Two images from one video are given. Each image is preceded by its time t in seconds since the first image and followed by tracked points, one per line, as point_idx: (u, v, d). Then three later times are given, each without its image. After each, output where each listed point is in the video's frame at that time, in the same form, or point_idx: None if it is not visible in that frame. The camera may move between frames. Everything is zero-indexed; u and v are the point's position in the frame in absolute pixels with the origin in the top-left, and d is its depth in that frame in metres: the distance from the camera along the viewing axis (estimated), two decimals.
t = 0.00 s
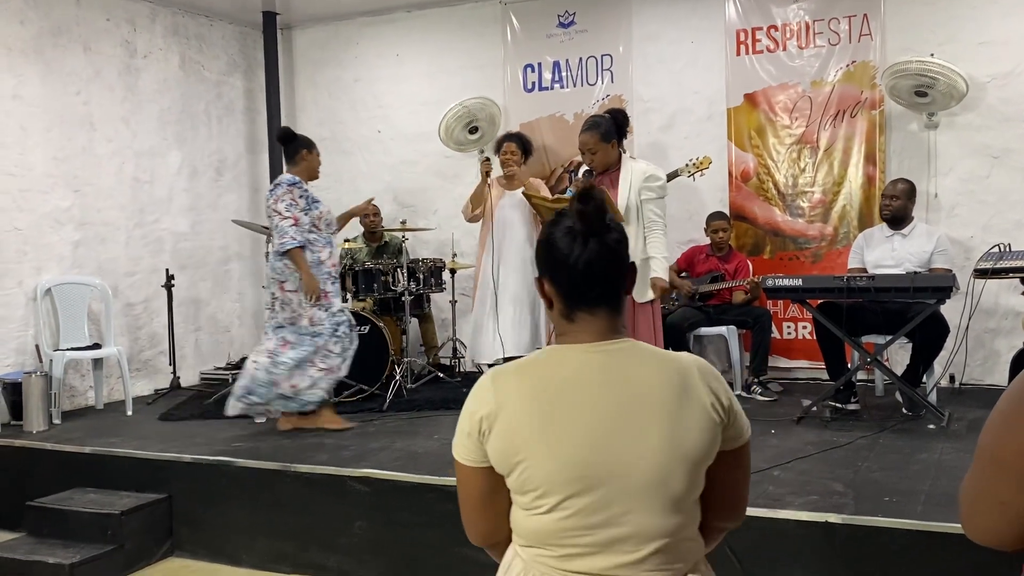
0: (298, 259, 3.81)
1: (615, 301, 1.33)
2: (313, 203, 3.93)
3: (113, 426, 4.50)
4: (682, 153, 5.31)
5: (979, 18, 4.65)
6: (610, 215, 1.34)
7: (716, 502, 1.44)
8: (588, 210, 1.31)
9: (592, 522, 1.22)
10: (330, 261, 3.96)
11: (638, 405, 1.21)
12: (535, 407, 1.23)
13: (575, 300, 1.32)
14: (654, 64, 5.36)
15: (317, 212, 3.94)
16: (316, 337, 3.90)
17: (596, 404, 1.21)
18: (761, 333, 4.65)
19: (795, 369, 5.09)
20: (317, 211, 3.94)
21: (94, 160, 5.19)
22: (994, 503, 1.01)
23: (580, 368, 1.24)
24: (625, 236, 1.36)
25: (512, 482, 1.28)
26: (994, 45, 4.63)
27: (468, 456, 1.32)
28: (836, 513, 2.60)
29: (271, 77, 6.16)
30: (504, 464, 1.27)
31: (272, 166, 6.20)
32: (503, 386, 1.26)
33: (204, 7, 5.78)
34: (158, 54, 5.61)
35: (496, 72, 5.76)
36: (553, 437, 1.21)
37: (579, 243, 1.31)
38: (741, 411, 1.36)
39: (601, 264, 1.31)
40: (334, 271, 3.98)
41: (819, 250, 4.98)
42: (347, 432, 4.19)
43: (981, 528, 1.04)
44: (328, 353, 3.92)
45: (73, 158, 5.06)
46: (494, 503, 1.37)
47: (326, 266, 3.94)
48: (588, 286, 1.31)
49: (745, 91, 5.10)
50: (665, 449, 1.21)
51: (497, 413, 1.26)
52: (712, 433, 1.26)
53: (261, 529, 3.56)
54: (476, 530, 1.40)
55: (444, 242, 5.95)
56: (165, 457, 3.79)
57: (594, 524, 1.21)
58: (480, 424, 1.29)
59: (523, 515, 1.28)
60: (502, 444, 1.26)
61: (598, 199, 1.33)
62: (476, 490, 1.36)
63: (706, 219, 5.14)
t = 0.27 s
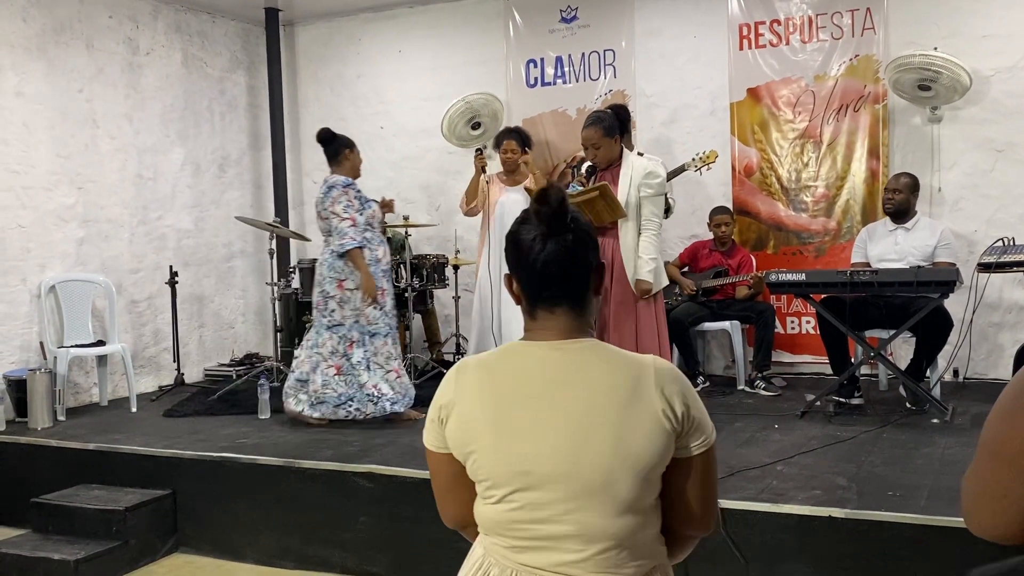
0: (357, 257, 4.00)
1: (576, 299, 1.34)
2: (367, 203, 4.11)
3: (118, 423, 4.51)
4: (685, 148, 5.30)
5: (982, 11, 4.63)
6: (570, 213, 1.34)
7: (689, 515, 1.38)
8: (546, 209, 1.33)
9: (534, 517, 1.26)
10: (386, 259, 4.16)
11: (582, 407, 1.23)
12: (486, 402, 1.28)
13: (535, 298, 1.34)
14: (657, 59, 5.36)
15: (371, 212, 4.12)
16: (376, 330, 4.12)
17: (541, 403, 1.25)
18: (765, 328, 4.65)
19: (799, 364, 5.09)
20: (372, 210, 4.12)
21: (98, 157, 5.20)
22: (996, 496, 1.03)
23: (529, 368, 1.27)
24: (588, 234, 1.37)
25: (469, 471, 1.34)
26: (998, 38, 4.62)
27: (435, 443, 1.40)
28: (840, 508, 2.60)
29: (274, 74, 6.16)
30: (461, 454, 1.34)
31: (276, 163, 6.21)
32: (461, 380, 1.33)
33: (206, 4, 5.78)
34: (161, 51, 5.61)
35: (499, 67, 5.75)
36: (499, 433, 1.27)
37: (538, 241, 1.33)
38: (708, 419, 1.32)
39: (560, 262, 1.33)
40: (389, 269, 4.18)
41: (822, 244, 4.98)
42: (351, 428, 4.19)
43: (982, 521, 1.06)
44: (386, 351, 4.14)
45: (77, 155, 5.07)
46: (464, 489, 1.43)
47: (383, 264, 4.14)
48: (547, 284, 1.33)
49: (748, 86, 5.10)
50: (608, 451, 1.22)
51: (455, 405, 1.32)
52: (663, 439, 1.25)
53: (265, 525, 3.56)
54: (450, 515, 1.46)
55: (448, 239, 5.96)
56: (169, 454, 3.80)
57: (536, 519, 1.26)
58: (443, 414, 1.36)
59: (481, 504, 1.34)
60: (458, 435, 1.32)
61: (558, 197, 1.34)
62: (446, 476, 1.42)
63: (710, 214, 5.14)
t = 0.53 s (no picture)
0: (417, 242, 4.07)
1: (565, 297, 1.33)
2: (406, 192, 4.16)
3: (122, 420, 4.51)
4: (687, 144, 5.30)
5: (986, 5, 4.62)
6: (559, 213, 1.33)
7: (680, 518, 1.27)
8: (533, 210, 1.31)
9: (518, 511, 1.26)
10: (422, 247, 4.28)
11: (564, 403, 1.22)
12: (470, 397, 1.30)
13: (524, 296, 1.34)
14: (660, 54, 5.35)
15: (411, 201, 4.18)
16: (413, 318, 4.20)
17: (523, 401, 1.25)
18: (768, 323, 4.66)
19: (802, 359, 5.08)
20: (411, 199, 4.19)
21: (101, 153, 5.20)
22: (1004, 490, 0.99)
23: (511, 362, 1.28)
24: (579, 232, 1.35)
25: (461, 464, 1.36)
26: (1002, 32, 4.60)
27: (431, 437, 1.42)
28: (844, 503, 2.60)
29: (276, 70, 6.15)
30: (452, 447, 1.35)
31: (278, 159, 6.21)
32: (450, 374, 1.34)
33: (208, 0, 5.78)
34: (163, 47, 5.61)
35: (501, 62, 5.75)
36: (482, 427, 1.28)
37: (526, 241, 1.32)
38: (698, 415, 1.26)
39: (548, 261, 1.32)
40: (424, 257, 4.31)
41: (825, 239, 4.97)
42: (354, 424, 4.20)
43: (988, 513, 1.02)
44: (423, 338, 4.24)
45: (79, 151, 5.07)
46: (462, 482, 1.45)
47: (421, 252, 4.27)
48: (534, 283, 1.32)
49: (751, 80, 5.09)
50: (589, 449, 1.21)
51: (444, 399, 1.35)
52: (646, 436, 1.22)
53: (269, 521, 3.57)
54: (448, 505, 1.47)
55: (450, 234, 5.96)
56: (173, 450, 3.81)
57: (520, 513, 1.26)
58: (436, 407, 1.38)
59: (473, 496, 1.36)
60: (448, 429, 1.34)
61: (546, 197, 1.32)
62: (439, 468, 1.44)
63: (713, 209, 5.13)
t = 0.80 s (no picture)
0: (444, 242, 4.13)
1: (581, 297, 1.31)
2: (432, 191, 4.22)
3: (125, 417, 4.51)
4: (690, 139, 5.29)
5: None
6: (576, 215, 1.30)
7: (697, 504, 1.24)
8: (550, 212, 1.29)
9: (539, 504, 1.27)
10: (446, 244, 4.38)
11: (579, 394, 1.22)
12: (485, 393, 1.30)
13: (538, 296, 1.32)
14: (662, 49, 5.34)
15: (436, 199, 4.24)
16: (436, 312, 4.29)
17: (537, 390, 1.25)
18: (771, 319, 4.63)
19: (805, 354, 5.08)
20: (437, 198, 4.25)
21: (103, 150, 5.20)
22: (1010, 485, 0.94)
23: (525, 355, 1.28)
24: (597, 233, 1.32)
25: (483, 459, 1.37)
26: (1005, 26, 4.59)
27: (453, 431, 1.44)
28: (848, 499, 2.59)
29: (278, 66, 6.15)
30: (472, 442, 1.36)
31: (281, 156, 6.21)
32: (466, 370, 1.35)
33: None
34: (165, 44, 5.61)
35: (504, 59, 5.74)
36: (498, 421, 1.28)
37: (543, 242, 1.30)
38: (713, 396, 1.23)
39: (564, 263, 1.30)
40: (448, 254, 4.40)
41: (829, 234, 4.96)
42: (357, 420, 4.20)
43: (994, 509, 0.97)
44: (449, 333, 4.31)
45: (81, 148, 5.07)
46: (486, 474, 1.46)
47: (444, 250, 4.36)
48: (549, 284, 1.31)
49: (753, 75, 5.07)
50: (604, 437, 1.21)
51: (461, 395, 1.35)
52: (660, 423, 1.20)
53: (272, 517, 3.57)
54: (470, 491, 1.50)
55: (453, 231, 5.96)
56: (176, 447, 3.81)
57: (541, 506, 1.27)
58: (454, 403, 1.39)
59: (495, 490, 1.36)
60: (466, 424, 1.35)
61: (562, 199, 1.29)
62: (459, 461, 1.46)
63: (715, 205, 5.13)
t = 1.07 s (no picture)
0: (443, 240, 4.15)
1: (617, 290, 1.30)
2: (451, 185, 4.22)
3: (126, 413, 4.51)
4: (692, 135, 5.28)
5: None
6: (617, 206, 1.28)
7: (728, 492, 1.23)
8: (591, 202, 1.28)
9: (575, 496, 1.26)
10: (466, 239, 4.34)
11: (614, 386, 1.21)
12: (517, 385, 1.29)
13: (574, 287, 1.31)
14: (664, 44, 5.32)
15: (453, 192, 4.23)
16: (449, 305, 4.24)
17: (570, 381, 1.24)
18: (773, 314, 4.63)
19: (807, 349, 5.07)
20: (455, 192, 4.24)
21: (104, 146, 5.20)
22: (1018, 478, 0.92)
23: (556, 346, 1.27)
24: (637, 227, 1.31)
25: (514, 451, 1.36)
26: (1008, 20, 4.58)
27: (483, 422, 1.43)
28: (851, 494, 2.58)
29: (279, 62, 6.15)
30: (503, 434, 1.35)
31: (282, 152, 6.20)
32: (495, 362, 1.34)
33: None
34: (165, 40, 5.60)
35: (505, 54, 5.73)
36: (531, 414, 1.27)
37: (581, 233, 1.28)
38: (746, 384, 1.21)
39: (602, 255, 1.28)
40: (468, 249, 4.36)
41: (831, 229, 4.95)
42: (360, 416, 4.19)
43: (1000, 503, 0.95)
44: (460, 327, 4.23)
45: (82, 144, 5.06)
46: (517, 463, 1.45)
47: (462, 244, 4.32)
48: (585, 276, 1.29)
49: (755, 70, 5.06)
50: (639, 428, 1.19)
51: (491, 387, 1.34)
52: (695, 412, 1.19)
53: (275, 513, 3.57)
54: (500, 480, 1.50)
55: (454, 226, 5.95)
56: (178, 443, 3.80)
57: (577, 498, 1.26)
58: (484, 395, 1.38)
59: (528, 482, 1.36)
60: (497, 417, 1.34)
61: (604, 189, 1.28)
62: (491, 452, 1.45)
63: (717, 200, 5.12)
